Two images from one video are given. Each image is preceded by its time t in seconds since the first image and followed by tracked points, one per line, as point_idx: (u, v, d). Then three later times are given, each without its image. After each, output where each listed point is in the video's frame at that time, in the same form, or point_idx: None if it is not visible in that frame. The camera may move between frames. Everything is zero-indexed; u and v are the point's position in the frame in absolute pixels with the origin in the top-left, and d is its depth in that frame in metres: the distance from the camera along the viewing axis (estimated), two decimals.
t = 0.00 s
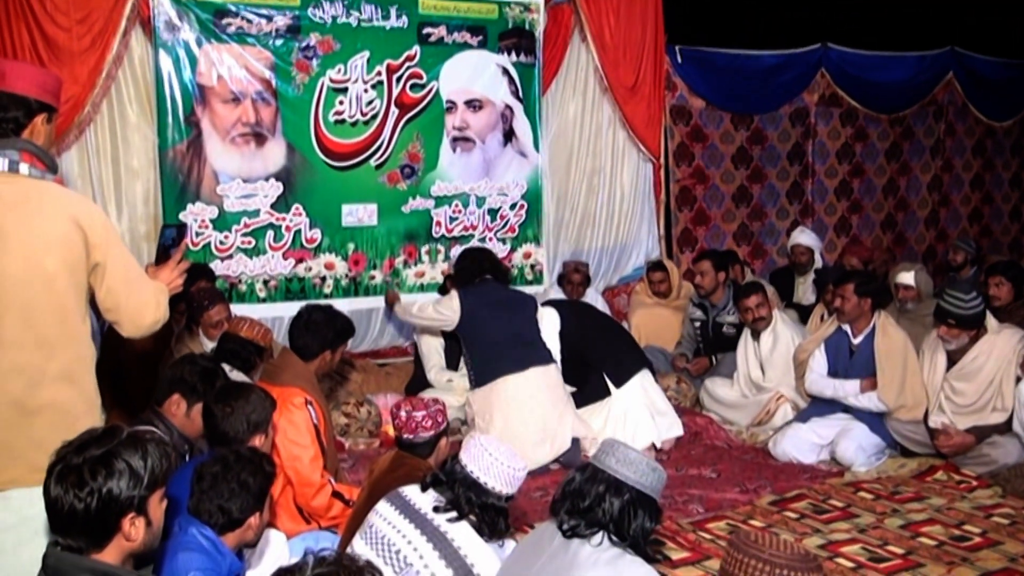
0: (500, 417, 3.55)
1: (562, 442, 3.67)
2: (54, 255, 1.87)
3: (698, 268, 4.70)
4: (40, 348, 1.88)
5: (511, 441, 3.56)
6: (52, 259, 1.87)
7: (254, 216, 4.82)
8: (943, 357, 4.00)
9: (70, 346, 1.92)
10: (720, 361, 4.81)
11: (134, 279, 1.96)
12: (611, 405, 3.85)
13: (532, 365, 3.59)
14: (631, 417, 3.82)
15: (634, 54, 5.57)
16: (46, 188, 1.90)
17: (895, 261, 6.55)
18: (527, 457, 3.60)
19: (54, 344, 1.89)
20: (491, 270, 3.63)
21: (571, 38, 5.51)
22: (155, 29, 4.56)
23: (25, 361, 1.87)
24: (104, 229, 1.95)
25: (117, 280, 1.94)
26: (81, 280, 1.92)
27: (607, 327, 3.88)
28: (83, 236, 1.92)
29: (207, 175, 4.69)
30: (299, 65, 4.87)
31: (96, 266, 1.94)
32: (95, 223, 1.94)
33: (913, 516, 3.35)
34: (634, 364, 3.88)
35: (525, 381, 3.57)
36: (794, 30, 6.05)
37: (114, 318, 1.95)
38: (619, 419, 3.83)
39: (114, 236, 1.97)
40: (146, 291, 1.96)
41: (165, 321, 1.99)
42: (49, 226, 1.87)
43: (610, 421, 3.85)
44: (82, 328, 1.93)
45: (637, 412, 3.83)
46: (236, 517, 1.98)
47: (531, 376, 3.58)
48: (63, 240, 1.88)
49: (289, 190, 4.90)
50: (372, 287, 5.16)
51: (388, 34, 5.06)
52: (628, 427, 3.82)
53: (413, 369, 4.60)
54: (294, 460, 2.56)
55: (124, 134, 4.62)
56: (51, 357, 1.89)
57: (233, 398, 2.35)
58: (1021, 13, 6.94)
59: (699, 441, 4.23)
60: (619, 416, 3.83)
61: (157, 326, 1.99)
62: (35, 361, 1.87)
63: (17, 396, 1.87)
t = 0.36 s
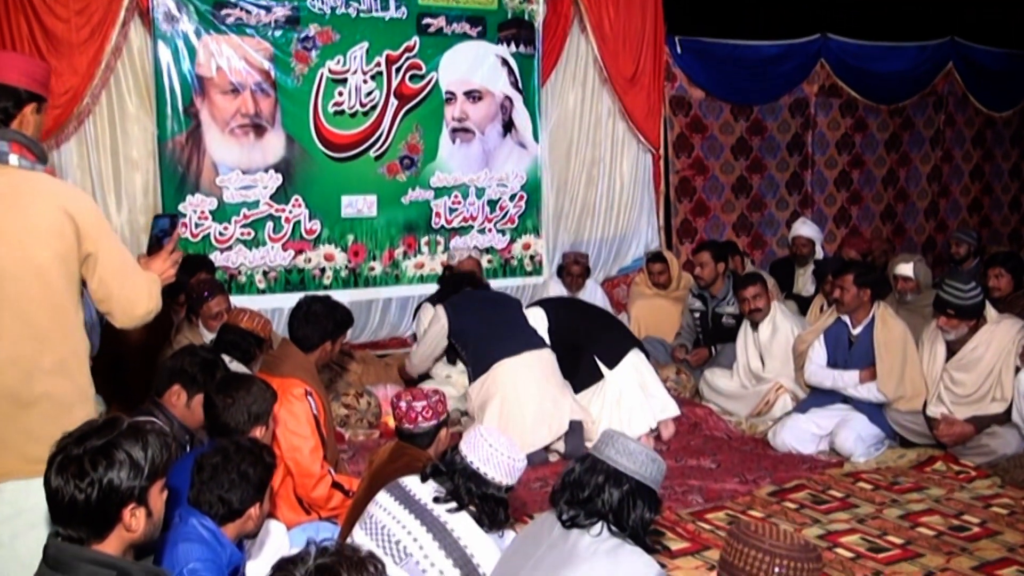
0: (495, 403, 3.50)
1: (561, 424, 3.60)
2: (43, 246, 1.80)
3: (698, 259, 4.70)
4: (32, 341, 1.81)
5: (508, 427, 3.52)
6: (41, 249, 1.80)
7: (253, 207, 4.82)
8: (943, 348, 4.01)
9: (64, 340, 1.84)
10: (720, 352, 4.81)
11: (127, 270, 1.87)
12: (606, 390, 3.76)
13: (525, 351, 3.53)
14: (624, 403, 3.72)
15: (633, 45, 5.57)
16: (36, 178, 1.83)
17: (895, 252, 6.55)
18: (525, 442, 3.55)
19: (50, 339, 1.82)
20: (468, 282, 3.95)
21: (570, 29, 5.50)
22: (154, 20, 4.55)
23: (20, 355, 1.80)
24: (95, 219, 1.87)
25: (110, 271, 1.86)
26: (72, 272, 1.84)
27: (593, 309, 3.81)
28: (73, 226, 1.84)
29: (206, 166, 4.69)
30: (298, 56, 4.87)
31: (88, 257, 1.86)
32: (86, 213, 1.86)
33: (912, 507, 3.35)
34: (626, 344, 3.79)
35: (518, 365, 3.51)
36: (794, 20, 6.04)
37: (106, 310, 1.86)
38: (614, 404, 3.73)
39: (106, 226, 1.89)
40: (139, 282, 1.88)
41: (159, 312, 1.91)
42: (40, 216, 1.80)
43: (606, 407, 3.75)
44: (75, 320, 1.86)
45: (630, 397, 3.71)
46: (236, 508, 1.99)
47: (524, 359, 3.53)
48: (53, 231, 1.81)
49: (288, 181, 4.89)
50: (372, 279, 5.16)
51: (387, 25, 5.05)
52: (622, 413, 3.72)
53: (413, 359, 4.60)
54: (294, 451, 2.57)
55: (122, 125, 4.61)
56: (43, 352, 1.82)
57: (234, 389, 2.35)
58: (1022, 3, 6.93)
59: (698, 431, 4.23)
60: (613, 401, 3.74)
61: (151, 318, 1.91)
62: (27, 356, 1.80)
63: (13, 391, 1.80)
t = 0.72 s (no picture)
0: (495, 394, 3.50)
1: (561, 413, 3.60)
2: (11, 230, 1.80)
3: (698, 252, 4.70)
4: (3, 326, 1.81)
5: (507, 417, 3.51)
6: (9, 234, 1.80)
7: (253, 196, 4.81)
8: (943, 340, 4.00)
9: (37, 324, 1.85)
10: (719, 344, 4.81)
11: (98, 254, 1.87)
12: (604, 380, 3.74)
13: (522, 339, 3.55)
14: (622, 392, 3.71)
15: (634, 36, 5.57)
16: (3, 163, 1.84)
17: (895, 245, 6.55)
18: (525, 431, 3.54)
19: (23, 323, 1.83)
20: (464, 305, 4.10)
21: (571, 20, 5.49)
22: (154, 9, 4.54)
23: None
24: (65, 204, 1.87)
25: (81, 256, 1.86)
26: (42, 257, 1.85)
27: (589, 299, 3.82)
28: (42, 211, 1.84)
29: (206, 156, 4.68)
30: (299, 46, 4.86)
31: (59, 243, 1.86)
32: (54, 198, 1.86)
33: (910, 499, 3.36)
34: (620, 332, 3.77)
35: (515, 354, 3.51)
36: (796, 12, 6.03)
37: (80, 295, 1.85)
38: (612, 394, 3.72)
39: (77, 211, 1.90)
40: (111, 265, 1.86)
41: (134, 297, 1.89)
42: (8, 202, 1.80)
43: (604, 396, 3.74)
44: (47, 304, 1.87)
45: (628, 387, 3.70)
46: (235, 497, 1.99)
47: (522, 347, 3.53)
48: (21, 217, 1.81)
49: (288, 171, 4.89)
50: (371, 269, 5.16)
51: (388, 15, 5.04)
52: (620, 402, 3.72)
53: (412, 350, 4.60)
54: (294, 440, 2.57)
55: (122, 114, 4.59)
56: (18, 337, 1.83)
57: (236, 379, 2.35)
58: None
59: (697, 423, 4.23)
60: (611, 390, 3.73)
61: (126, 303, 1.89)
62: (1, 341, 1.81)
63: None
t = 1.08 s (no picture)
0: (495, 379, 3.49)
1: (561, 399, 3.59)
2: None
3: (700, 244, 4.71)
4: None
5: (508, 402, 3.50)
6: None
7: (254, 186, 4.81)
8: (945, 333, 3.99)
9: (12, 309, 1.85)
10: (720, 336, 4.81)
11: (69, 236, 1.86)
12: (605, 372, 3.72)
13: (526, 326, 3.55)
14: (623, 384, 3.71)
15: (636, 27, 5.56)
16: None
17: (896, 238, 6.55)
18: (526, 417, 3.54)
19: None
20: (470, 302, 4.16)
21: (573, 11, 5.48)
22: None
23: None
24: (30, 185, 1.85)
25: (51, 238, 1.85)
26: (11, 241, 1.83)
27: (589, 291, 3.84)
28: (7, 194, 1.81)
29: (207, 146, 4.68)
30: (300, 36, 4.85)
31: (27, 225, 1.85)
32: (19, 180, 1.83)
33: (911, 491, 3.36)
34: (621, 322, 3.77)
35: (516, 339, 3.50)
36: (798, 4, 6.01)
37: (53, 277, 1.85)
38: (613, 386, 3.71)
39: (43, 191, 1.87)
40: (84, 247, 1.86)
41: (109, 276, 1.89)
42: None
43: (603, 388, 3.72)
44: (23, 287, 1.87)
45: (628, 380, 3.70)
46: (236, 486, 1.99)
47: (524, 334, 3.52)
48: None
49: (289, 161, 4.88)
50: (372, 260, 5.16)
51: (389, 5, 5.03)
52: (620, 394, 3.71)
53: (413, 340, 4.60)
54: (294, 430, 2.57)
55: (124, 103, 4.57)
56: None
57: (239, 368, 2.35)
58: None
59: (698, 415, 4.23)
60: (611, 383, 3.71)
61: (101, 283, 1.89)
62: None
63: None
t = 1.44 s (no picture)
0: (498, 366, 3.48)
1: (563, 391, 3.59)
2: None
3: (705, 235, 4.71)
4: None
5: (510, 392, 3.50)
6: None
7: (258, 177, 4.81)
8: (947, 327, 3.99)
9: None
10: (723, 328, 4.80)
11: (54, 225, 1.84)
12: (608, 364, 3.75)
13: (531, 317, 3.55)
14: (626, 376, 3.73)
15: (641, 18, 5.55)
16: None
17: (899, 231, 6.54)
18: (526, 408, 3.54)
19: None
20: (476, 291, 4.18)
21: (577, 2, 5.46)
22: None
23: None
24: (13, 174, 1.80)
25: (36, 229, 1.82)
26: None
27: (599, 283, 3.80)
28: None
29: (210, 137, 4.69)
30: (303, 26, 4.84)
31: (10, 216, 1.81)
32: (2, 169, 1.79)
33: (914, 484, 3.36)
34: (627, 317, 3.78)
35: (521, 329, 3.50)
36: None
37: (39, 267, 1.84)
38: (615, 379, 3.73)
39: (25, 179, 1.83)
40: (70, 236, 1.84)
41: (95, 265, 1.87)
42: None
43: (606, 381, 3.75)
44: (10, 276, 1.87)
45: (632, 373, 3.73)
46: (239, 477, 1.99)
47: (528, 325, 3.52)
48: None
49: (292, 152, 4.88)
50: (375, 251, 5.16)
51: None
52: (623, 387, 3.73)
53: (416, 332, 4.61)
54: (298, 421, 2.57)
55: (127, 93, 4.55)
56: None
57: (243, 359, 2.35)
58: None
59: (701, 407, 4.23)
60: (614, 376, 3.74)
61: (88, 272, 1.88)
62: None
63: None
